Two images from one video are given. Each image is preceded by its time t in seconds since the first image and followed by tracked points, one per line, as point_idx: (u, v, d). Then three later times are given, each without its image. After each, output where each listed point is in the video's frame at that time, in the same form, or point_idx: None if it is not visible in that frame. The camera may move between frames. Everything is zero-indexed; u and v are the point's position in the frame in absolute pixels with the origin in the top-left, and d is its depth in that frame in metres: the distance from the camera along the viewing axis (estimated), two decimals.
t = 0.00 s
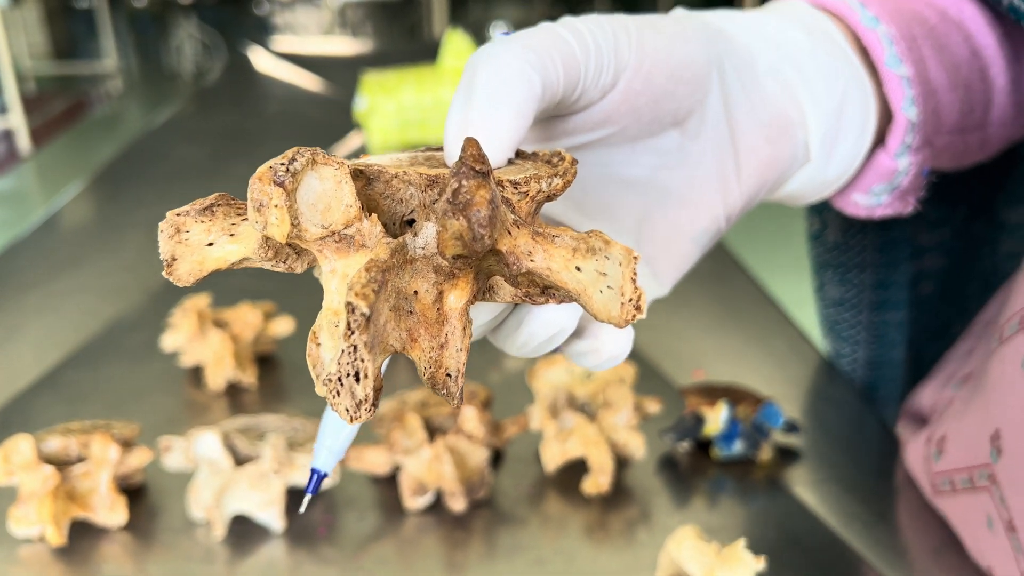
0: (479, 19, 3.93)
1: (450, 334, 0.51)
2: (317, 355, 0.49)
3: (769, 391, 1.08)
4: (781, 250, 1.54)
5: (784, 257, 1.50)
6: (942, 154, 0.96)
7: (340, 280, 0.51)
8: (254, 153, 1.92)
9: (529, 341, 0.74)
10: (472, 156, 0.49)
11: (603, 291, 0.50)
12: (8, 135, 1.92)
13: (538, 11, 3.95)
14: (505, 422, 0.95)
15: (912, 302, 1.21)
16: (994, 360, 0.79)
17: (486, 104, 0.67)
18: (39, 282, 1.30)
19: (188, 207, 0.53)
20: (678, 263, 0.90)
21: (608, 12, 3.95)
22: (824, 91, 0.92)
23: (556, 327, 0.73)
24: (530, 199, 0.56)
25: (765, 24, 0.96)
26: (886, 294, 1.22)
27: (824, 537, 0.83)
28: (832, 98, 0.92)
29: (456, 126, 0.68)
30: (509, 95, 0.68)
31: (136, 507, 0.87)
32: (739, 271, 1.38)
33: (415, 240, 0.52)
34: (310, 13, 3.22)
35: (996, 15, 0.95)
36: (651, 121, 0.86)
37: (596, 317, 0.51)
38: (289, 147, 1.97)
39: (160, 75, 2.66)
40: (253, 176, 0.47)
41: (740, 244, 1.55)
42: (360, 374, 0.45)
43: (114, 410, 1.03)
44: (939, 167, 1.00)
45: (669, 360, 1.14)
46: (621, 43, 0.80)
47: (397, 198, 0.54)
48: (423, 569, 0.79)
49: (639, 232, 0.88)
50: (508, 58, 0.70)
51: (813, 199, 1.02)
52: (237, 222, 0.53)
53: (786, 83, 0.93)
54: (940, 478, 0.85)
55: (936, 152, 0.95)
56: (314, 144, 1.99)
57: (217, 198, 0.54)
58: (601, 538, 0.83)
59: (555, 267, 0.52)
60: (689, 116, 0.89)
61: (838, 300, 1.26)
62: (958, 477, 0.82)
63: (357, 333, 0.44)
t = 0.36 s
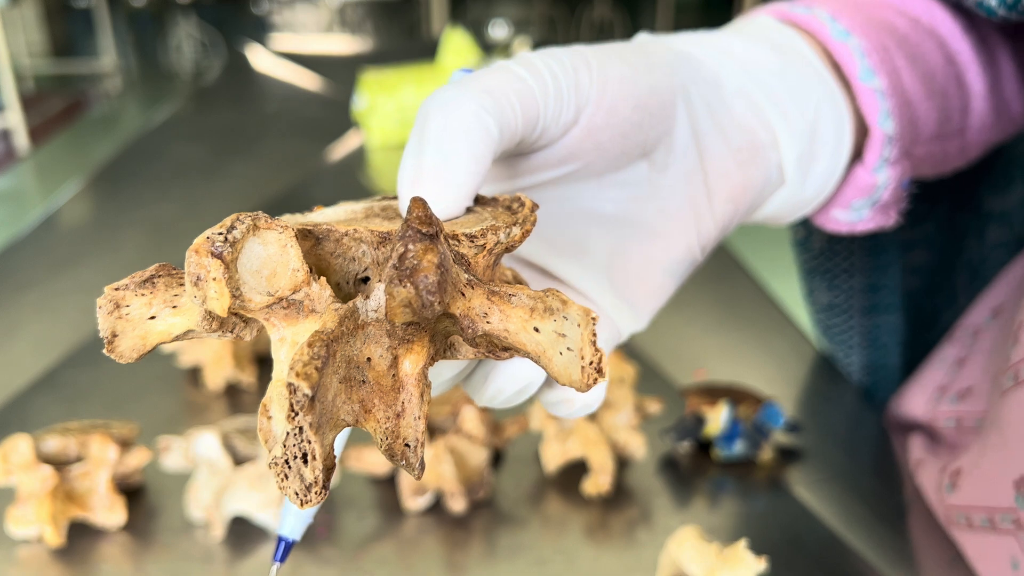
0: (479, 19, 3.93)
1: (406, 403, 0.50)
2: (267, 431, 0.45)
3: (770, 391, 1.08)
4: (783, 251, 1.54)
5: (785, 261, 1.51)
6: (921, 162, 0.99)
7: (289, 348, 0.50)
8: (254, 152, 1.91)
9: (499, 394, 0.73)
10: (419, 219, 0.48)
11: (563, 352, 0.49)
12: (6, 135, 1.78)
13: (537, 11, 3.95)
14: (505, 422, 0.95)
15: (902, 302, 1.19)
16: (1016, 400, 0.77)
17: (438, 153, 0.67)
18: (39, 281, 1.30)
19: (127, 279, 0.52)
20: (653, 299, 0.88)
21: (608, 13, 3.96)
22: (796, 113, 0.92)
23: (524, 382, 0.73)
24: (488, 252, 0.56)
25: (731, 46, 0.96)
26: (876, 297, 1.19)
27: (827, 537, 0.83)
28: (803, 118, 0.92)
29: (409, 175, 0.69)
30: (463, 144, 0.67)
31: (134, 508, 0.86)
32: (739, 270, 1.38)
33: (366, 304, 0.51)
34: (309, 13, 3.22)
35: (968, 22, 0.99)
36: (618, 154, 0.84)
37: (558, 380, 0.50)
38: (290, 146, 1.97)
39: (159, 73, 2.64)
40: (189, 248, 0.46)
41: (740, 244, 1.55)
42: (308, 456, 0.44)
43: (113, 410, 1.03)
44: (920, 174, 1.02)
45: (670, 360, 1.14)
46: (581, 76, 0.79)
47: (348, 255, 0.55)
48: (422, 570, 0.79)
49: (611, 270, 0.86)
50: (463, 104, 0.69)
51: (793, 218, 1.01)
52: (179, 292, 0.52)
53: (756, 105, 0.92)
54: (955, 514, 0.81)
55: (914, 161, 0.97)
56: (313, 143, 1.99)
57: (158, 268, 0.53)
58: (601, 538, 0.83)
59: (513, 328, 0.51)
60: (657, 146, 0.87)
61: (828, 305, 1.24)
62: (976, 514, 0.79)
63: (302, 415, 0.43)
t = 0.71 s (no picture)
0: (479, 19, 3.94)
1: (389, 436, 0.50)
2: (252, 465, 0.48)
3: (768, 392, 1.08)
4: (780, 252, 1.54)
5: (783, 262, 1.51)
6: (903, 162, 0.99)
7: (272, 383, 0.51)
8: (254, 151, 1.91)
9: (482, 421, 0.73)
10: (396, 255, 0.49)
11: (542, 385, 0.50)
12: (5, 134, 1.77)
13: (537, 10, 3.96)
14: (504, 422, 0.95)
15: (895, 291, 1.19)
16: (995, 394, 0.79)
17: (418, 177, 0.68)
18: (38, 280, 1.29)
19: (107, 318, 0.52)
20: (640, 309, 0.87)
21: (608, 13, 3.95)
22: (777, 122, 0.92)
23: (509, 407, 0.72)
24: (468, 280, 0.57)
25: (711, 54, 0.96)
26: (869, 289, 1.19)
27: (826, 536, 0.83)
28: (783, 127, 0.93)
29: (389, 199, 0.69)
30: (444, 165, 0.68)
31: (133, 508, 0.86)
32: (740, 271, 1.38)
33: (347, 337, 0.52)
34: (309, 14, 3.23)
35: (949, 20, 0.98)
36: (600, 169, 0.84)
37: (539, 413, 0.50)
38: (289, 145, 1.96)
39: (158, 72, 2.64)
40: (167, 289, 0.47)
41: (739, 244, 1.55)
42: (290, 496, 0.44)
43: (112, 410, 1.03)
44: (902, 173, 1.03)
45: (669, 361, 1.13)
46: (559, 95, 0.79)
47: (329, 286, 0.55)
48: (421, 570, 0.79)
49: (597, 282, 0.85)
50: (442, 127, 0.69)
51: (777, 223, 1.02)
52: (160, 329, 0.52)
53: (737, 113, 0.92)
54: (953, 507, 0.82)
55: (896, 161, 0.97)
56: (313, 143, 1.99)
57: (138, 305, 0.53)
58: (601, 538, 0.83)
59: (493, 360, 0.52)
60: (639, 160, 0.86)
61: (823, 301, 1.23)
62: (971, 506, 0.79)
63: (283, 457, 0.43)
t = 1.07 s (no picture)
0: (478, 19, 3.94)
1: (418, 391, 0.50)
2: (282, 421, 0.46)
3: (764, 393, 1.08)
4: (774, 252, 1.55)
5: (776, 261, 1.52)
6: (885, 173, 0.97)
7: (302, 342, 0.50)
8: (252, 151, 1.92)
9: (502, 385, 0.74)
10: (430, 212, 0.50)
11: (570, 338, 0.50)
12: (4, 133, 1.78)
13: (536, 11, 3.97)
14: (502, 422, 0.95)
15: (880, 312, 1.16)
16: (924, 384, 0.86)
17: (441, 156, 0.67)
18: (37, 280, 1.29)
19: (141, 277, 0.52)
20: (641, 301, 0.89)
21: (607, 13, 3.95)
22: (773, 121, 0.93)
23: (527, 371, 0.73)
24: (491, 246, 0.56)
25: (709, 56, 0.96)
26: (854, 310, 1.16)
27: (821, 538, 0.83)
28: (779, 127, 0.93)
29: (412, 175, 0.68)
30: (466, 146, 0.67)
31: (131, 508, 0.87)
32: (738, 272, 1.38)
33: (377, 296, 0.51)
34: (308, 13, 3.24)
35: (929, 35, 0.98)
36: (608, 160, 0.84)
37: (565, 365, 0.51)
38: (288, 146, 1.96)
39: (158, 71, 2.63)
40: (206, 243, 0.46)
41: (734, 244, 1.56)
42: (328, 441, 0.44)
43: (110, 410, 1.03)
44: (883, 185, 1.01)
45: (667, 361, 1.14)
46: (573, 88, 0.79)
47: (355, 252, 0.55)
48: (419, 570, 0.79)
49: (599, 272, 0.85)
50: (463, 109, 0.69)
51: (768, 224, 1.03)
52: (193, 288, 0.51)
53: (734, 112, 0.93)
54: (911, 499, 0.86)
55: (881, 171, 0.97)
56: (312, 143, 1.99)
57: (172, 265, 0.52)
58: (598, 538, 0.83)
59: (520, 316, 0.51)
60: (644, 153, 0.87)
61: (807, 319, 1.21)
62: (920, 501, 0.84)
63: (323, 400, 0.44)
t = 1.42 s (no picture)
0: (477, 20, 3.94)
1: (428, 381, 0.50)
2: (301, 412, 0.49)
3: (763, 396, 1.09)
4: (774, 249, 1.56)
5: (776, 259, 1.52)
6: (869, 172, 0.97)
7: (318, 338, 0.51)
8: (252, 152, 1.92)
9: (504, 377, 0.74)
10: (436, 214, 0.51)
11: (569, 329, 0.50)
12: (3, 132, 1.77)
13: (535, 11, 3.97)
14: (502, 424, 0.96)
15: (872, 311, 1.12)
16: (903, 381, 0.88)
17: (444, 155, 0.67)
18: (37, 280, 1.29)
19: (165, 280, 0.52)
20: (634, 295, 0.88)
21: (606, 14, 3.94)
22: (761, 122, 0.94)
23: (529, 361, 0.73)
24: (493, 244, 0.56)
25: (698, 60, 0.96)
26: (846, 308, 1.12)
27: (819, 541, 0.83)
28: (767, 127, 0.94)
29: (416, 176, 0.68)
30: (469, 147, 0.68)
31: (131, 510, 0.87)
32: (739, 275, 1.38)
33: (387, 293, 0.52)
34: (307, 13, 3.23)
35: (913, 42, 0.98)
36: (600, 163, 0.85)
37: (567, 356, 0.51)
38: (288, 147, 1.96)
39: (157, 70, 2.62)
40: (227, 247, 0.47)
41: (733, 243, 1.56)
42: (346, 429, 0.45)
43: (110, 412, 1.03)
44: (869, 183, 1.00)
45: (665, 363, 1.14)
46: (569, 92, 0.79)
47: (365, 252, 0.55)
48: (418, 571, 0.79)
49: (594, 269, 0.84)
50: (466, 115, 0.70)
51: (756, 222, 1.03)
52: (215, 289, 0.52)
53: (724, 113, 0.93)
54: (898, 497, 0.86)
55: (866, 170, 0.97)
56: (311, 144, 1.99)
57: (193, 268, 0.53)
58: (597, 540, 0.83)
59: (522, 309, 0.51)
60: (635, 156, 0.88)
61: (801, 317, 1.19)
62: (903, 498, 0.85)
63: (341, 390, 0.44)
